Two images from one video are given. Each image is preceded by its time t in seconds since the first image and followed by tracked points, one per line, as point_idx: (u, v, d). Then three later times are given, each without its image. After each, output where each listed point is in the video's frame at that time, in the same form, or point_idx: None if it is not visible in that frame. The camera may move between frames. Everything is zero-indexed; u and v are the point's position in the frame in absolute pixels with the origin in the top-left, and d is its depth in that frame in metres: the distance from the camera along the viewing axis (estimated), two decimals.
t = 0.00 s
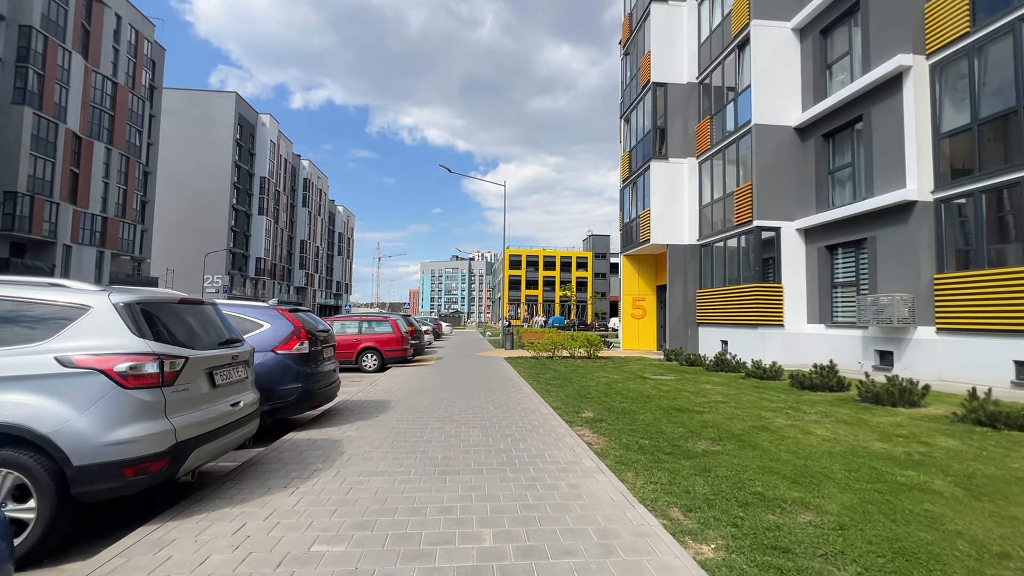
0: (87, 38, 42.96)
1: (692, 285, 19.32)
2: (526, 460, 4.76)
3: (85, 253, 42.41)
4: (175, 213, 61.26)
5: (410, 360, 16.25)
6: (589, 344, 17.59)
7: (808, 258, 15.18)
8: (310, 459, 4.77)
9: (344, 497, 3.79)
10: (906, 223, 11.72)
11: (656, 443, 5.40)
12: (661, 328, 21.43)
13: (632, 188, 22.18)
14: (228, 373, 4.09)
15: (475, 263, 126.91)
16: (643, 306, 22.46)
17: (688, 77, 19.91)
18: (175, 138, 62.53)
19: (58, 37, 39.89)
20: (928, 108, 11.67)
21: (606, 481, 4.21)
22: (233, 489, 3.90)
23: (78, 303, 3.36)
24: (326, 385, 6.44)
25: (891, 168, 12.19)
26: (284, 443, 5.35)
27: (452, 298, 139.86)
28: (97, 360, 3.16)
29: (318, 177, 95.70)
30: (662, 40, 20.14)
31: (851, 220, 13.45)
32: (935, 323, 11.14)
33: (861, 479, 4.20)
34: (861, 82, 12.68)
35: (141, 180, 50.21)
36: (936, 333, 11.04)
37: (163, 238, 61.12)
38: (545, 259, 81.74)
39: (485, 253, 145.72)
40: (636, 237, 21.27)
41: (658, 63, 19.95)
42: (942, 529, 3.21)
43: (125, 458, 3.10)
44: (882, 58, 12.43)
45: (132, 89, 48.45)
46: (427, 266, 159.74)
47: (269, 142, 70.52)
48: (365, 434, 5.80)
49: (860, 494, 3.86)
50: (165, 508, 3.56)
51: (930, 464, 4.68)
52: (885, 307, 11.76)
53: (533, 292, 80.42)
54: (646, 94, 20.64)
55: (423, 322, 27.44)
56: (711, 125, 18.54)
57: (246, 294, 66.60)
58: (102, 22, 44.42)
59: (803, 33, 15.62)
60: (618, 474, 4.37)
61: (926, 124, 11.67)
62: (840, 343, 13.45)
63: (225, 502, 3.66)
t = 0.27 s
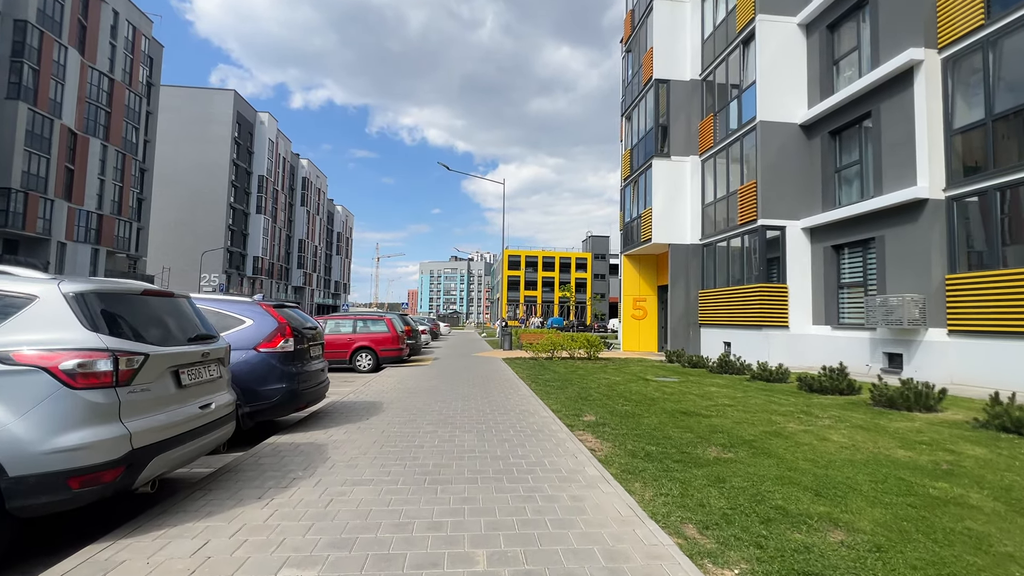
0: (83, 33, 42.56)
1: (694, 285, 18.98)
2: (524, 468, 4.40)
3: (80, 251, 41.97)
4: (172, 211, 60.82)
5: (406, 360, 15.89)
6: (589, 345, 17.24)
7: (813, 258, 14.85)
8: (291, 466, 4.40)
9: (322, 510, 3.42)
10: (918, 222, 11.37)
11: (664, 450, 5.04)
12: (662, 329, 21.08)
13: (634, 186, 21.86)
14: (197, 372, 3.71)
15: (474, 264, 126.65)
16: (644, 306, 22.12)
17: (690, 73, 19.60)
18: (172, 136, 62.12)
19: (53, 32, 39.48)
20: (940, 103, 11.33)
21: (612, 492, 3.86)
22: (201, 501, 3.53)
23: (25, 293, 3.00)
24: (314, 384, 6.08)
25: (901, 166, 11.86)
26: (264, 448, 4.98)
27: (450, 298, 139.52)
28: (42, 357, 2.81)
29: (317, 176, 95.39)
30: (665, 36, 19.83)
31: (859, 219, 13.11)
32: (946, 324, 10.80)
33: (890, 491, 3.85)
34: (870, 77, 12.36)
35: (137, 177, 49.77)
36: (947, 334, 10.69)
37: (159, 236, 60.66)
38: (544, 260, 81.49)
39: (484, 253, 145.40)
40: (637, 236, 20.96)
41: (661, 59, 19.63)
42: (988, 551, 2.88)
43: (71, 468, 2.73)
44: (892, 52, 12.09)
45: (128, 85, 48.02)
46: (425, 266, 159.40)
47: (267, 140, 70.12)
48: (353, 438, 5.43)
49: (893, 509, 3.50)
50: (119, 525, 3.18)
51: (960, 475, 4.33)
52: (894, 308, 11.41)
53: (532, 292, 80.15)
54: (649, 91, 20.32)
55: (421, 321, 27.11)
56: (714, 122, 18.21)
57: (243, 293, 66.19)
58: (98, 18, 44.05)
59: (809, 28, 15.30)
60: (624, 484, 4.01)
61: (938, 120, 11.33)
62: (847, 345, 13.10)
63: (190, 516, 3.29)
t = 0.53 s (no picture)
0: (81, 30, 42.24)
1: (698, 289, 18.61)
2: (522, 490, 4.00)
3: (76, 250, 41.54)
4: (170, 211, 60.45)
5: (403, 364, 15.50)
6: (590, 350, 16.86)
7: (821, 262, 14.47)
8: (267, 485, 4.01)
9: (296, 542, 3.02)
10: (931, 225, 10.99)
11: (675, 468, 4.65)
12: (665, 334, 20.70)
13: (636, 188, 21.52)
14: (159, 385, 3.33)
15: (474, 266, 126.26)
16: (646, 310, 21.74)
17: (695, 73, 19.26)
18: (172, 135, 61.82)
19: (51, 30, 39.16)
20: (955, 103, 10.97)
21: (621, 519, 3.48)
22: (159, 530, 3.13)
23: None
24: (299, 393, 5.69)
25: (913, 168, 11.50)
26: (241, 463, 4.57)
27: (450, 300, 139.09)
28: None
29: (317, 177, 95.08)
30: (668, 35, 19.50)
31: (869, 222, 12.74)
32: (961, 332, 10.40)
33: (931, 522, 3.45)
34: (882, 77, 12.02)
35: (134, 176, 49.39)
36: (963, 342, 10.29)
37: (157, 235, 60.28)
38: (544, 263, 81.12)
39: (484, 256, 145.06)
40: (640, 239, 20.60)
41: (665, 59, 19.31)
42: None
43: None
44: (905, 51, 11.74)
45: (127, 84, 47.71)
46: (425, 268, 158.97)
47: (267, 140, 69.82)
48: (339, 452, 5.03)
49: (938, 544, 3.12)
50: (59, 560, 2.78)
51: (1002, 501, 3.93)
52: (907, 314, 11.02)
53: (532, 295, 79.73)
54: (652, 91, 19.99)
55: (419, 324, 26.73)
56: (719, 123, 17.87)
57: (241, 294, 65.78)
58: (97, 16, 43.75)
59: (817, 27, 14.96)
60: (634, 510, 3.62)
61: (953, 120, 10.96)
62: (856, 352, 12.72)
63: (143, 550, 2.89)
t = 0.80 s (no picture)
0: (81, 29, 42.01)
1: (701, 292, 18.28)
2: (524, 507, 3.65)
3: (72, 250, 41.17)
4: (168, 211, 60.12)
5: (399, 367, 15.13)
6: (592, 354, 16.51)
7: (828, 265, 14.14)
8: (243, 500, 3.65)
9: (267, 570, 2.66)
10: (945, 228, 10.67)
11: (689, 483, 4.29)
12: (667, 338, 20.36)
13: (638, 190, 21.23)
14: (119, 390, 2.99)
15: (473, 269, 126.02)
16: (647, 314, 21.41)
17: (699, 74, 19.00)
18: (171, 136, 61.58)
19: (50, 28, 38.91)
20: (969, 102, 10.66)
21: (633, 543, 3.12)
22: (114, 555, 2.77)
23: None
24: (286, 398, 5.33)
25: (925, 169, 11.19)
26: (218, 475, 4.20)
27: (449, 303, 138.74)
28: None
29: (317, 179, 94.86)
30: (672, 36, 19.26)
31: (879, 225, 12.43)
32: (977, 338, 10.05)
33: (979, 549, 3.09)
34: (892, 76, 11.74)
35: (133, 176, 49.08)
36: (979, 349, 9.94)
37: (155, 236, 59.93)
38: (544, 266, 80.86)
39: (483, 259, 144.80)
40: (642, 242, 20.29)
41: (668, 60, 19.06)
42: None
43: None
44: (917, 50, 11.45)
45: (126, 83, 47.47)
46: (424, 271, 158.64)
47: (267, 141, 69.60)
48: (325, 462, 4.67)
49: None
50: None
51: None
52: (920, 320, 10.68)
53: (531, 299, 79.38)
54: (655, 91, 19.73)
55: (417, 327, 26.38)
56: (723, 124, 17.58)
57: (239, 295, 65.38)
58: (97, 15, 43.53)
59: (825, 27, 14.70)
60: (648, 531, 3.27)
61: (967, 120, 10.65)
62: (866, 358, 12.37)
63: None
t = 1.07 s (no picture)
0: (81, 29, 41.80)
1: (706, 297, 17.89)
2: (525, 533, 3.25)
3: (69, 250, 40.82)
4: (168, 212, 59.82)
5: (396, 371, 14.70)
6: (594, 359, 16.11)
7: (838, 270, 13.76)
8: (211, 524, 3.24)
9: None
10: (962, 231, 10.29)
11: (710, 504, 3.88)
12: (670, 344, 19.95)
13: (642, 193, 20.89)
14: (63, 399, 2.61)
15: (473, 273, 125.72)
16: (650, 319, 21.01)
17: (704, 75, 18.69)
18: (172, 137, 61.38)
19: (50, 27, 38.70)
20: (986, 102, 10.31)
21: None
22: None
23: None
24: (268, 405, 4.93)
25: (941, 171, 10.82)
26: (188, 492, 3.79)
27: (449, 307, 138.33)
28: None
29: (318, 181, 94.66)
30: (677, 36, 18.97)
31: (891, 229, 12.05)
32: (996, 346, 9.66)
33: None
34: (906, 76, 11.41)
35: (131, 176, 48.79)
36: (998, 358, 9.54)
37: (154, 237, 59.59)
38: (544, 270, 80.54)
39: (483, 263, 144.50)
40: (645, 245, 19.93)
41: (673, 60, 18.77)
42: None
43: None
44: (931, 48, 11.11)
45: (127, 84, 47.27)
46: (424, 274, 158.31)
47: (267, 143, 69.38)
48: (309, 477, 4.26)
49: None
50: None
51: None
52: (936, 326, 10.28)
53: (531, 303, 79.00)
54: (660, 92, 19.42)
55: (416, 330, 25.98)
56: (729, 125, 17.24)
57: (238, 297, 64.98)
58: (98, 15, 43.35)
59: (834, 26, 14.39)
60: (669, 565, 2.87)
61: (985, 120, 10.29)
62: (877, 366, 11.96)
63: None
